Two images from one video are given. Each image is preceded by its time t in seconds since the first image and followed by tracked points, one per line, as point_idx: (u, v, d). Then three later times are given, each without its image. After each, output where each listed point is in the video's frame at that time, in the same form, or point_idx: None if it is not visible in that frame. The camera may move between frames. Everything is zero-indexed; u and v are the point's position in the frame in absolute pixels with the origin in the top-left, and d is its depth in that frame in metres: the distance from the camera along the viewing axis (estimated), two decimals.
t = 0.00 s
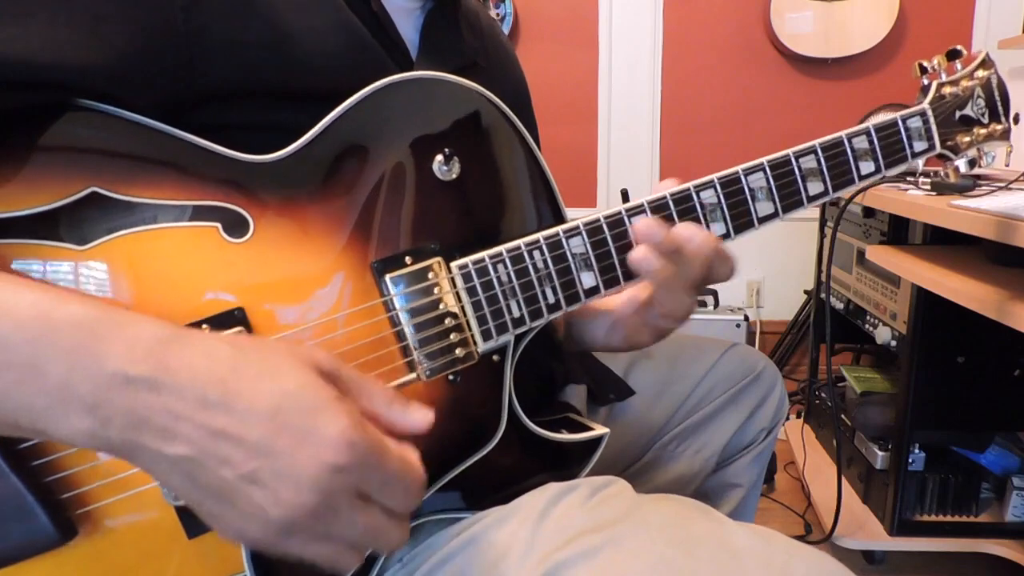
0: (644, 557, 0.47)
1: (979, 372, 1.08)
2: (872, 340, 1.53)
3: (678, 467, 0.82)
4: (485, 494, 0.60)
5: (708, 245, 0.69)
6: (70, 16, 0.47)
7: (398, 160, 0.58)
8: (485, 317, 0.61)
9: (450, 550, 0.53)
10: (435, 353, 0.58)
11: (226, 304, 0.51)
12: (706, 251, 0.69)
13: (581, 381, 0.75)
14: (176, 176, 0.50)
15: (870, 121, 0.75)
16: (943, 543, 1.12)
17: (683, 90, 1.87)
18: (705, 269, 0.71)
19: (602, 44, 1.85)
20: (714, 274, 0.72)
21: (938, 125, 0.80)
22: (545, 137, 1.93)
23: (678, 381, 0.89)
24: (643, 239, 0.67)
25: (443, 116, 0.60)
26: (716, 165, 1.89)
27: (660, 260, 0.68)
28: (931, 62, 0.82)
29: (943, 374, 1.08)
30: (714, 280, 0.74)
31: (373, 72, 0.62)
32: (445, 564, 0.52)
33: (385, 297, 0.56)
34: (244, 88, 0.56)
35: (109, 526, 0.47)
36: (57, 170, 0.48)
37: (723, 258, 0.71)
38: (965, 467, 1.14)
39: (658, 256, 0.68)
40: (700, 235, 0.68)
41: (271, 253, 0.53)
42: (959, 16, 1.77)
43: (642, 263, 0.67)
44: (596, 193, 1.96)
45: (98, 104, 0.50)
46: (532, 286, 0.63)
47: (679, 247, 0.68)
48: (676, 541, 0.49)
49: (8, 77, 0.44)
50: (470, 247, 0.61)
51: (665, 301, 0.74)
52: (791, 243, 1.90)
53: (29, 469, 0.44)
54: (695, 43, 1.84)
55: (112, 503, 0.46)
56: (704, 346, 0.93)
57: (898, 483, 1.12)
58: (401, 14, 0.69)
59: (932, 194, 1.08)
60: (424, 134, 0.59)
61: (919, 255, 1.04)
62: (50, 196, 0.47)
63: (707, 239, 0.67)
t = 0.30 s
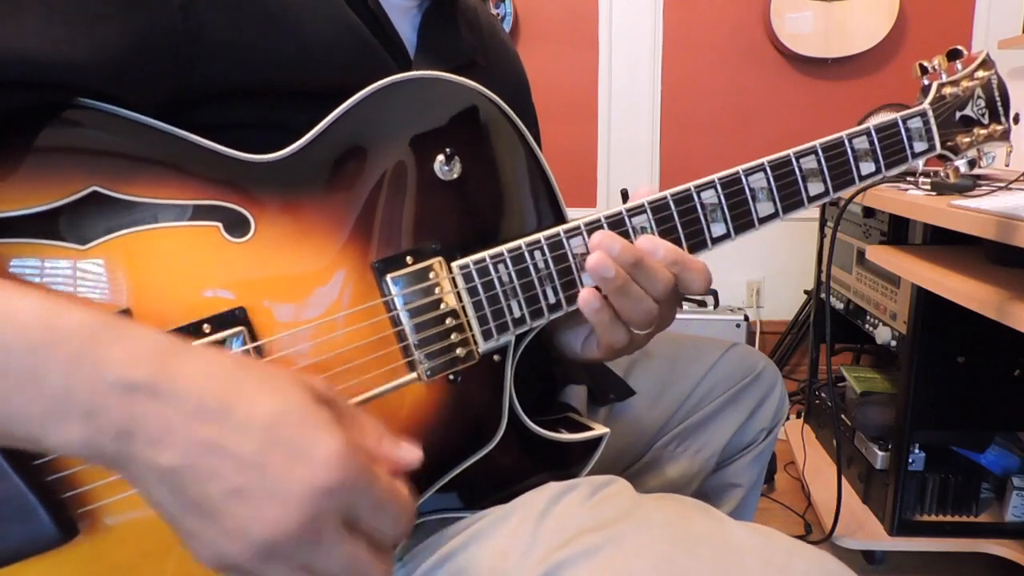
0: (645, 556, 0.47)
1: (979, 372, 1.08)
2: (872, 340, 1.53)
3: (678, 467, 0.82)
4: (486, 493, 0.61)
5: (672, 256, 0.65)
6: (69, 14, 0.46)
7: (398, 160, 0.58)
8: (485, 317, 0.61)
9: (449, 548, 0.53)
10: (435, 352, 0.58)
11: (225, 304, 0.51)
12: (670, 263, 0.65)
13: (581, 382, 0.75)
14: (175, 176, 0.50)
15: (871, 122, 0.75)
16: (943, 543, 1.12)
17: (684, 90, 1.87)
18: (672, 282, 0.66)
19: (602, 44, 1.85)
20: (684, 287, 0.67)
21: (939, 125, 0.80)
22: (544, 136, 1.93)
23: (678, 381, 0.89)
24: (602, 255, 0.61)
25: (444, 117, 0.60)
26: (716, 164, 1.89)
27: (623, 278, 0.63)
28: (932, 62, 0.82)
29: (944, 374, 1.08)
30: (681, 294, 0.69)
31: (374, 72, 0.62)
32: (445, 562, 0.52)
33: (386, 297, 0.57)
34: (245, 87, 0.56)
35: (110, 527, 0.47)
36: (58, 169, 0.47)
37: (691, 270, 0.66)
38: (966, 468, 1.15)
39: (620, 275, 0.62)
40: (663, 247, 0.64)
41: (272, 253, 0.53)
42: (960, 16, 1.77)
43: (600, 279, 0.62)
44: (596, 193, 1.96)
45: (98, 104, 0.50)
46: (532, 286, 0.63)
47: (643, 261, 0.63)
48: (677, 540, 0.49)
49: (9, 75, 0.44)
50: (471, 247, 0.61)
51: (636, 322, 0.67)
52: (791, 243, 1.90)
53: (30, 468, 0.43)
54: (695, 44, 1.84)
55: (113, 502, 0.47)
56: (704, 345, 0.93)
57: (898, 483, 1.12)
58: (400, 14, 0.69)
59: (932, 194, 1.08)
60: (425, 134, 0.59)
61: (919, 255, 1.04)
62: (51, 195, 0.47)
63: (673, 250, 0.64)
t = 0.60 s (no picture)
0: (643, 553, 0.47)
1: (979, 372, 1.08)
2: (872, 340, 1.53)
3: (678, 467, 0.82)
4: (485, 492, 0.61)
5: (675, 249, 0.65)
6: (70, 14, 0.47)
7: (396, 158, 0.58)
8: (483, 315, 0.61)
9: (448, 547, 0.53)
10: (433, 350, 0.58)
11: (224, 302, 0.51)
12: (674, 255, 0.65)
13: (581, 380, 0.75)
14: (171, 176, 0.51)
15: (869, 116, 0.75)
16: (943, 543, 1.12)
17: (684, 90, 1.87)
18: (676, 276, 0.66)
19: (602, 45, 1.86)
20: (690, 279, 0.67)
21: (938, 119, 0.81)
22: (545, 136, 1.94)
23: (678, 381, 0.89)
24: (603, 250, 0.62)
25: (440, 114, 0.61)
26: (716, 164, 1.89)
27: (626, 272, 0.63)
28: (930, 55, 0.81)
29: (943, 373, 1.08)
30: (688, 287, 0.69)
31: (373, 70, 0.62)
32: (443, 561, 0.52)
33: (383, 295, 0.57)
34: (243, 86, 0.56)
35: (110, 526, 0.47)
36: (57, 169, 0.48)
37: (697, 264, 0.66)
38: (966, 468, 1.14)
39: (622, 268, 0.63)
40: (667, 240, 0.64)
41: (269, 252, 0.53)
42: (959, 17, 1.77)
43: (603, 272, 0.62)
44: (596, 193, 1.96)
45: (93, 104, 0.50)
46: (530, 283, 0.63)
47: (645, 255, 0.64)
48: (674, 536, 0.49)
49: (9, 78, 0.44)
50: (469, 245, 0.62)
51: (644, 316, 0.67)
52: (791, 243, 1.90)
53: (29, 470, 0.44)
54: (695, 44, 1.85)
55: (112, 503, 0.47)
56: (704, 345, 0.93)
57: (897, 483, 1.12)
58: (398, 10, 0.69)
59: (932, 194, 1.08)
60: (421, 132, 0.59)
61: (918, 255, 1.04)
62: (46, 195, 0.47)
63: (677, 242, 0.64)
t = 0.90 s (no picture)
0: (643, 556, 0.47)
1: (979, 372, 1.08)
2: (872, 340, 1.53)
3: (678, 468, 0.82)
4: (485, 493, 0.61)
5: (676, 248, 0.64)
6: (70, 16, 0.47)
7: (395, 159, 0.58)
8: (483, 317, 0.61)
9: (448, 549, 0.53)
10: (432, 352, 0.58)
11: (223, 303, 0.51)
12: (676, 255, 0.64)
13: (582, 382, 0.75)
14: (169, 178, 0.50)
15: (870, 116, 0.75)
16: (942, 543, 1.12)
17: (683, 90, 1.87)
18: (680, 275, 0.65)
19: (602, 44, 1.85)
20: (691, 279, 0.66)
21: (939, 119, 0.80)
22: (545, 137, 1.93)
23: (678, 382, 0.89)
24: (604, 247, 0.61)
25: (440, 115, 0.61)
26: (716, 164, 1.89)
27: (629, 270, 0.62)
28: (932, 54, 0.81)
29: (943, 373, 1.08)
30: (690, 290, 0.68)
31: (373, 71, 0.62)
32: (443, 563, 0.52)
33: (383, 296, 0.57)
34: (243, 87, 0.56)
35: (104, 529, 0.47)
36: (56, 171, 0.48)
37: (699, 262, 0.65)
38: (966, 468, 1.14)
39: (625, 266, 0.62)
40: (668, 239, 0.64)
41: (268, 254, 0.53)
42: (960, 17, 1.77)
43: (602, 271, 0.61)
44: (596, 193, 1.96)
45: (90, 104, 0.49)
46: (530, 285, 0.63)
47: (647, 253, 0.63)
48: (674, 537, 0.49)
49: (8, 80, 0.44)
50: (469, 247, 0.62)
51: (646, 317, 0.66)
52: (791, 243, 1.90)
53: (28, 473, 0.44)
54: (695, 44, 1.84)
55: (112, 506, 0.47)
56: (705, 346, 0.93)
57: (897, 483, 1.12)
58: (401, 14, 0.70)
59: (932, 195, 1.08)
60: (421, 134, 0.59)
61: (918, 255, 1.04)
62: (46, 197, 0.47)
63: (677, 240, 0.63)
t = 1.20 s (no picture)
0: (644, 556, 0.47)
1: (978, 372, 1.08)
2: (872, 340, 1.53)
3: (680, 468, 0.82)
4: (486, 494, 0.60)
5: (700, 246, 0.67)
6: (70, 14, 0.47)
7: (399, 160, 0.58)
8: (487, 318, 0.61)
9: (450, 550, 0.52)
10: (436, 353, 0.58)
11: (226, 302, 0.50)
12: (698, 252, 0.67)
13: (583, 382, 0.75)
14: (175, 177, 0.50)
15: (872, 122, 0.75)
16: (942, 543, 1.12)
17: (683, 90, 1.87)
18: (700, 271, 0.68)
19: (602, 44, 1.85)
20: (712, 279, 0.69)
21: (940, 125, 0.81)
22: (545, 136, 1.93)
23: (679, 381, 0.89)
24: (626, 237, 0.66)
25: (444, 116, 0.61)
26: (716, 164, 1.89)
27: (647, 259, 0.67)
28: (933, 61, 0.82)
29: (943, 373, 1.08)
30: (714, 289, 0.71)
31: (374, 70, 0.62)
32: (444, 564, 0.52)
33: (387, 298, 0.56)
34: (246, 86, 0.56)
35: (110, 526, 0.47)
36: (57, 170, 0.48)
37: (721, 260, 0.68)
38: (966, 468, 1.15)
39: (642, 256, 0.67)
40: (693, 235, 0.67)
41: (272, 255, 0.53)
42: (959, 17, 1.77)
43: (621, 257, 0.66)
44: (596, 193, 1.96)
45: (97, 104, 0.50)
46: (534, 287, 0.63)
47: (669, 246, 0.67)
48: (675, 538, 0.49)
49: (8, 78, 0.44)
50: (473, 248, 0.61)
51: (664, 308, 0.70)
52: (791, 243, 1.90)
53: (30, 471, 0.44)
54: (695, 44, 1.84)
55: (115, 503, 0.46)
56: (705, 346, 0.93)
57: (898, 483, 1.12)
58: (404, 10, 0.69)
59: (932, 194, 1.07)
60: (425, 135, 0.59)
61: (919, 255, 1.04)
62: (50, 195, 0.47)
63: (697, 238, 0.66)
